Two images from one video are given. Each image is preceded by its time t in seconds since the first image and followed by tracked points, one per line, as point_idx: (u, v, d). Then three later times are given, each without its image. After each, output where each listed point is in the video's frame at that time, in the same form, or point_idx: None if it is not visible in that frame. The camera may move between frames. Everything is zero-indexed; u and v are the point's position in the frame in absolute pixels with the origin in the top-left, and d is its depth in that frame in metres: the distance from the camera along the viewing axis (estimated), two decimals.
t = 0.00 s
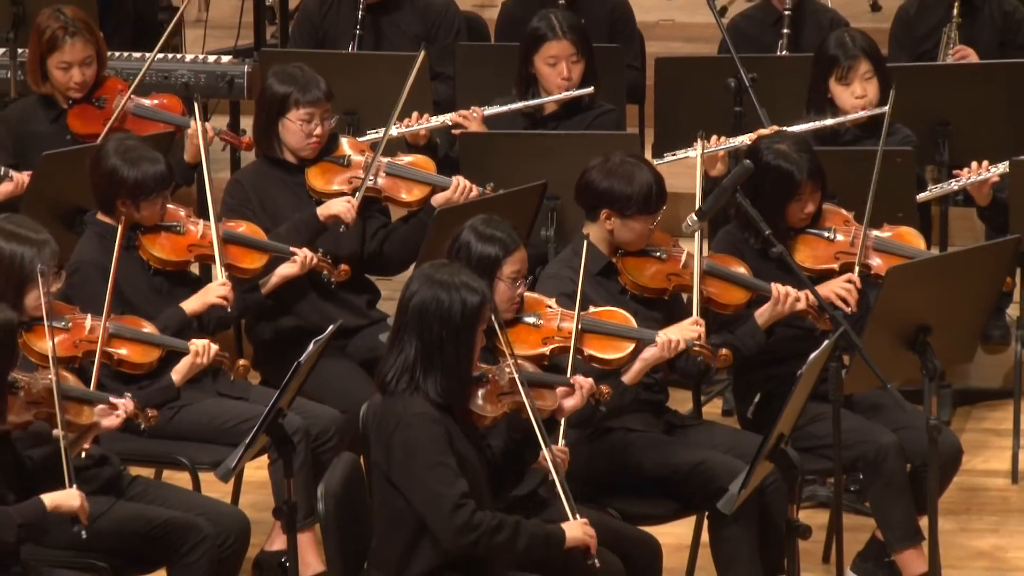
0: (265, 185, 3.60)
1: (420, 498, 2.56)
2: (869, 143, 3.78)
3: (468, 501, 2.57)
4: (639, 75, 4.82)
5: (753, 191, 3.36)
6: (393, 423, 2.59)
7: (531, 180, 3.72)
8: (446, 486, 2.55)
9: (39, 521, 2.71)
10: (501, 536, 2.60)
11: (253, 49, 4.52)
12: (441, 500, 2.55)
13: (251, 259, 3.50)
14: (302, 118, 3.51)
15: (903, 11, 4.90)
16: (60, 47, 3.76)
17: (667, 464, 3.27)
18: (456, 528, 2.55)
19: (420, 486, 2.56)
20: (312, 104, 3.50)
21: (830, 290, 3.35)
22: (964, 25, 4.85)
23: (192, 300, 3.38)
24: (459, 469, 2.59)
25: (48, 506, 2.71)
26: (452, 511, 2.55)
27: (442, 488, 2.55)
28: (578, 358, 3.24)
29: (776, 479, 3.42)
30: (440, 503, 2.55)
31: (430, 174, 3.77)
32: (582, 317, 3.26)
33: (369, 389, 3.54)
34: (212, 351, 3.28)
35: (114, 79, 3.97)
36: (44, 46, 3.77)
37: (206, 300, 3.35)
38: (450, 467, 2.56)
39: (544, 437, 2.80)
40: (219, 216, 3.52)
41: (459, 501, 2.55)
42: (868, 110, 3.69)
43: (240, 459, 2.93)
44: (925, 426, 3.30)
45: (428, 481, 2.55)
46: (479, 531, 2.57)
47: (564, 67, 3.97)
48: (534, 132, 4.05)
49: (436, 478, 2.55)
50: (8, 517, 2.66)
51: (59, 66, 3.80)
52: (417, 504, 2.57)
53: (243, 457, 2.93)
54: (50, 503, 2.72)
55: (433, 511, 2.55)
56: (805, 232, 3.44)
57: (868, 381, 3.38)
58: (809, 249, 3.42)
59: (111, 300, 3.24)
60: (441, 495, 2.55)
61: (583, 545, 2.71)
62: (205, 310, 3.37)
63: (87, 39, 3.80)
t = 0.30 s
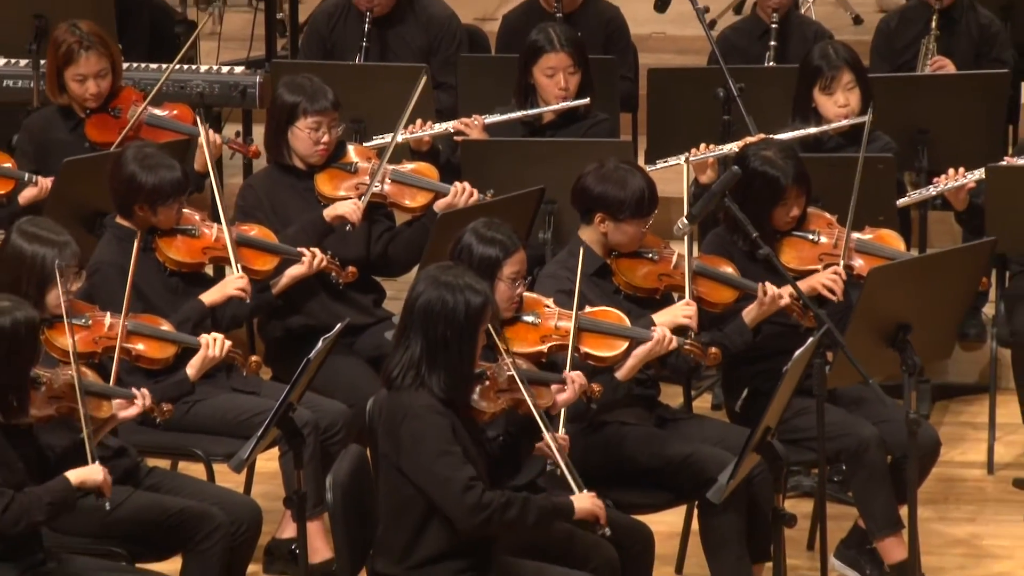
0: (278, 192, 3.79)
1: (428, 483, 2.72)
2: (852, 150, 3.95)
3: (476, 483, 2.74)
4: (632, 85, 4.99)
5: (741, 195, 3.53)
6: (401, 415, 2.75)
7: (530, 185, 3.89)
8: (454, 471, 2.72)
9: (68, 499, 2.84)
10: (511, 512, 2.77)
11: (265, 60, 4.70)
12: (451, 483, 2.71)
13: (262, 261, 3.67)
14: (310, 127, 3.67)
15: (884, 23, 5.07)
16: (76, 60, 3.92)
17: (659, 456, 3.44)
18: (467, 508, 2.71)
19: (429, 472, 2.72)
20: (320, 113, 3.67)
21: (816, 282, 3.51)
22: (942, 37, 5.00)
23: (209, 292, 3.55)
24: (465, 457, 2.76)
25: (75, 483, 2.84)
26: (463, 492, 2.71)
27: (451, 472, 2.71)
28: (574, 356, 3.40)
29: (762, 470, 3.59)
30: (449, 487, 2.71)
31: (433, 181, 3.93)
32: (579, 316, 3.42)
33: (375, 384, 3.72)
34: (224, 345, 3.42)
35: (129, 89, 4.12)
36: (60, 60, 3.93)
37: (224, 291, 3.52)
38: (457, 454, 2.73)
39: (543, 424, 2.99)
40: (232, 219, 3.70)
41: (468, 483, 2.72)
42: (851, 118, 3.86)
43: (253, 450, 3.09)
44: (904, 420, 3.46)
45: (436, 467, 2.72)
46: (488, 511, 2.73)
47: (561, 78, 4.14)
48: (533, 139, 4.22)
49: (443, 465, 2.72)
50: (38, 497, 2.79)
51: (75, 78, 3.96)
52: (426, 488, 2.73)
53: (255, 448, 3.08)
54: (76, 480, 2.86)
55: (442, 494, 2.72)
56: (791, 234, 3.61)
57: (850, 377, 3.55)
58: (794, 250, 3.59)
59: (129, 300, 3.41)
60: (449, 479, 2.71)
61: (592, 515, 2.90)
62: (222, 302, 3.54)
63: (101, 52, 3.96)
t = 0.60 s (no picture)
0: (288, 196, 3.97)
1: (435, 471, 2.90)
2: (837, 156, 4.13)
3: (480, 471, 2.92)
4: (626, 95, 5.16)
5: (729, 199, 3.70)
6: (406, 409, 2.93)
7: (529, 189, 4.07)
8: (459, 460, 2.90)
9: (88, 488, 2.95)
10: (515, 495, 2.94)
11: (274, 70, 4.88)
12: (457, 471, 2.89)
13: (274, 263, 3.86)
14: (317, 133, 3.85)
15: (866, 35, 5.24)
16: (92, 74, 4.08)
17: (652, 448, 3.62)
18: (473, 494, 2.89)
19: (436, 461, 2.90)
20: (327, 120, 3.84)
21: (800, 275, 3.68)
22: (922, 50, 5.17)
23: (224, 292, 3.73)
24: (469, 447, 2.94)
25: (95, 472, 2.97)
26: (469, 479, 2.89)
27: (457, 461, 2.89)
28: (571, 352, 3.58)
29: (750, 461, 3.77)
30: (455, 475, 2.89)
31: (435, 186, 4.11)
32: (576, 314, 3.60)
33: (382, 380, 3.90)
34: (238, 342, 3.58)
35: (144, 99, 4.29)
36: (78, 73, 4.09)
37: (239, 293, 3.69)
38: (461, 445, 2.91)
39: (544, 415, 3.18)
40: (245, 222, 3.89)
41: (473, 471, 2.90)
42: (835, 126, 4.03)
43: (264, 442, 3.27)
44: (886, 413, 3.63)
45: (442, 457, 2.90)
46: (493, 497, 2.91)
47: (559, 88, 4.31)
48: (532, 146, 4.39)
49: (449, 454, 2.90)
50: (60, 486, 2.90)
51: (91, 91, 4.12)
52: (433, 476, 2.91)
53: (266, 440, 3.26)
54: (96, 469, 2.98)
55: (449, 482, 2.90)
56: (777, 237, 3.79)
57: (833, 372, 3.72)
58: (781, 252, 3.77)
59: (145, 298, 3.58)
60: (455, 468, 2.89)
61: (594, 488, 3.08)
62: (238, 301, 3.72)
63: (116, 66, 4.11)
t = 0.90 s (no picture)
0: (298, 199, 4.15)
1: (431, 470, 3.07)
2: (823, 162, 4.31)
3: (470, 479, 3.07)
4: (620, 103, 5.34)
5: (719, 202, 3.88)
6: (408, 404, 3.09)
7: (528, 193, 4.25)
8: (453, 464, 3.06)
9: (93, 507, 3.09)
10: (498, 515, 3.09)
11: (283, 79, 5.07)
12: (450, 475, 3.05)
13: (284, 263, 4.03)
14: (327, 140, 4.04)
15: (849, 46, 5.43)
16: (111, 85, 4.26)
17: (645, 440, 3.80)
18: (459, 502, 3.06)
19: (432, 461, 3.06)
20: (336, 127, 4.03)
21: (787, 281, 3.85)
22: (903, 61, 5.34)
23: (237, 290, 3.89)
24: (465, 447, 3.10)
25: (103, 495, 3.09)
26: (458, 486, 3.05)
27: (450, 465, 3.05)
28: (568, 348, 3.76)
29: (739, 452, 3.95)
30: (448, 478, 3.05)
31: (438, 191, 4.33)
32: (573, 312, 3.78)
33: (388, 375, 4.08)
34: (253, 346, 3.77)
35: (160, 107, 4.48)
36: (97, 84, 4.27)
37: (251, 291, 3.87)
38: (456, 445, 3.07)
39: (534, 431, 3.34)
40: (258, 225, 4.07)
41: (464, 478, 3.06)
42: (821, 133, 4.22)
43: (274, 435, 3.45)
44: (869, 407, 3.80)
45: (438, 457, 3.06)
46: (479, 506, 3.07)
47: (557, 96, 4.49)
48: (531, 151, 4.58)
49: (446, 454, 3.06)
50: (66, 498, 3.04)
51: (110, 101, 4.30)
52: (427, 476, 3.08)
53: (276, 433, 3.45)
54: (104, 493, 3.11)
55: (441, 484, 3.06)
56: (765, 239, 3.97)
57: (818, 367, 3.90)
58: (769, 253, 3.96)
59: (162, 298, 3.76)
60: (449, 471, 3.05)
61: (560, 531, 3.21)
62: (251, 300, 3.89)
63: (134, 78, 4.29)
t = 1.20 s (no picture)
0: (306, 204, 4.35)
1: (432, 463, 3.25)
2: (809, 168, 4.50)
3: (467, 472, 3.27)
4: (616, 112, 5.53)
5: (711, 204, 4.05)
6: (412, 399, 3.28)
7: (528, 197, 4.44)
8: (452, 458, 3.25)
9: (114, 486, 3.28)
10: (492, 499, 3.28)
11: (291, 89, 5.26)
12: (450, 469, 3.24)
13: (294, 265, 4.22)
14: (335, 147, 4.23)
15: (834, 56, 5.61)
16: (128, 94, 4.44)
17: (639, 433, 3.98)
18: (457, 494, 3.25)
19: (434, 455, 3.25)
20: (344, 136, 4.22)
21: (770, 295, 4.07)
22: (885, 70, 5.52)
23: (242, 312, 4.08)
24: (465, 441, 3.28)
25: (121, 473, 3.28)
26: (456, 481, 3.24)
27: (451, 459, 3.24)
28: (565, 345, 3.94)
29: (729, 445, 4.13)
30: (447, 472, 3.24)
31: (441, 198, 4.53)
32: (569, 310, 3.97)
33: (393, 371, 4.27)
34: (264, 345, 3.93)
35: (174, 115, 4.67)
36: (114, 92, 4.45)
37: (253, 315, 4.05)
38: (456, 440, 3.26)
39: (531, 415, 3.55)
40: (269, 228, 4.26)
41: (461, 473, 3.25)
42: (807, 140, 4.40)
43: (285, 429, 3.64)
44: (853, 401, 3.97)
45: (439, 452, 3.25)
46: (475, 497, 3.26)
47: (555, 105, 4.68)
48: (529, 157, 4.76)
49: (447, 448, 3.25)
50: (90, 484, 3.23)
51: (126, 109, 4.48)
52: (429, 468, 3.26)
53: (287, 427, 3.64)
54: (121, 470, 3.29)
55: (441, 477, 3.25)
56: (753, 241, 4.16)
57: (804, 363, 4.08)
58: (757, 255, 4.15)
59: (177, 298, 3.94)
60: (448, 466, 3.24)
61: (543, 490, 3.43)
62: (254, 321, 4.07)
63: (150, 87, 4.48)
